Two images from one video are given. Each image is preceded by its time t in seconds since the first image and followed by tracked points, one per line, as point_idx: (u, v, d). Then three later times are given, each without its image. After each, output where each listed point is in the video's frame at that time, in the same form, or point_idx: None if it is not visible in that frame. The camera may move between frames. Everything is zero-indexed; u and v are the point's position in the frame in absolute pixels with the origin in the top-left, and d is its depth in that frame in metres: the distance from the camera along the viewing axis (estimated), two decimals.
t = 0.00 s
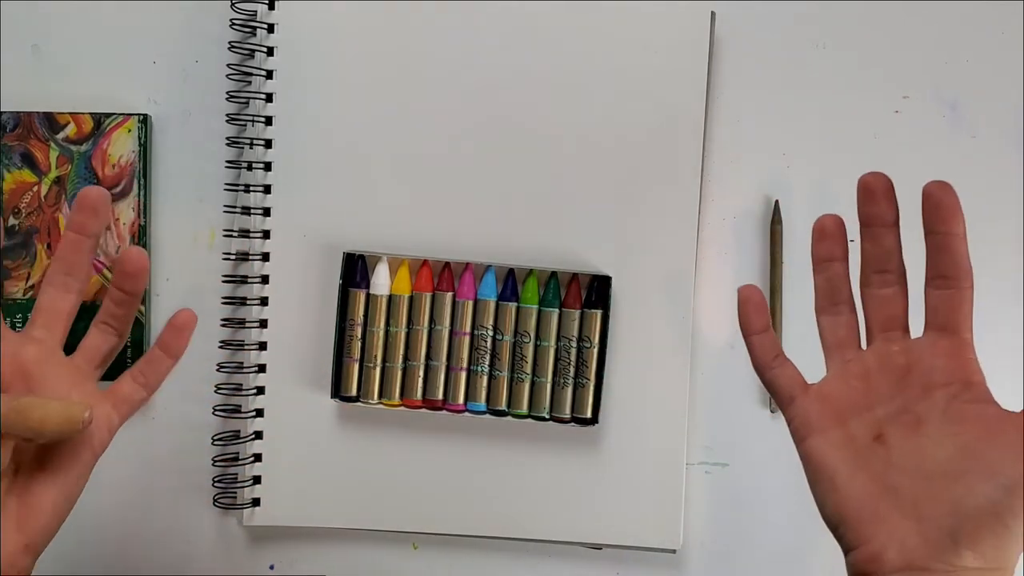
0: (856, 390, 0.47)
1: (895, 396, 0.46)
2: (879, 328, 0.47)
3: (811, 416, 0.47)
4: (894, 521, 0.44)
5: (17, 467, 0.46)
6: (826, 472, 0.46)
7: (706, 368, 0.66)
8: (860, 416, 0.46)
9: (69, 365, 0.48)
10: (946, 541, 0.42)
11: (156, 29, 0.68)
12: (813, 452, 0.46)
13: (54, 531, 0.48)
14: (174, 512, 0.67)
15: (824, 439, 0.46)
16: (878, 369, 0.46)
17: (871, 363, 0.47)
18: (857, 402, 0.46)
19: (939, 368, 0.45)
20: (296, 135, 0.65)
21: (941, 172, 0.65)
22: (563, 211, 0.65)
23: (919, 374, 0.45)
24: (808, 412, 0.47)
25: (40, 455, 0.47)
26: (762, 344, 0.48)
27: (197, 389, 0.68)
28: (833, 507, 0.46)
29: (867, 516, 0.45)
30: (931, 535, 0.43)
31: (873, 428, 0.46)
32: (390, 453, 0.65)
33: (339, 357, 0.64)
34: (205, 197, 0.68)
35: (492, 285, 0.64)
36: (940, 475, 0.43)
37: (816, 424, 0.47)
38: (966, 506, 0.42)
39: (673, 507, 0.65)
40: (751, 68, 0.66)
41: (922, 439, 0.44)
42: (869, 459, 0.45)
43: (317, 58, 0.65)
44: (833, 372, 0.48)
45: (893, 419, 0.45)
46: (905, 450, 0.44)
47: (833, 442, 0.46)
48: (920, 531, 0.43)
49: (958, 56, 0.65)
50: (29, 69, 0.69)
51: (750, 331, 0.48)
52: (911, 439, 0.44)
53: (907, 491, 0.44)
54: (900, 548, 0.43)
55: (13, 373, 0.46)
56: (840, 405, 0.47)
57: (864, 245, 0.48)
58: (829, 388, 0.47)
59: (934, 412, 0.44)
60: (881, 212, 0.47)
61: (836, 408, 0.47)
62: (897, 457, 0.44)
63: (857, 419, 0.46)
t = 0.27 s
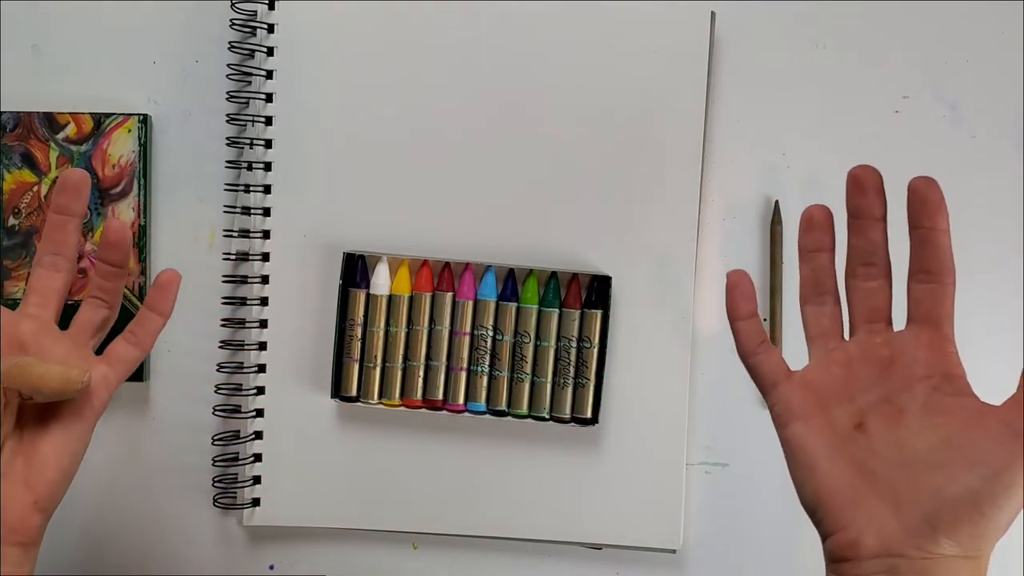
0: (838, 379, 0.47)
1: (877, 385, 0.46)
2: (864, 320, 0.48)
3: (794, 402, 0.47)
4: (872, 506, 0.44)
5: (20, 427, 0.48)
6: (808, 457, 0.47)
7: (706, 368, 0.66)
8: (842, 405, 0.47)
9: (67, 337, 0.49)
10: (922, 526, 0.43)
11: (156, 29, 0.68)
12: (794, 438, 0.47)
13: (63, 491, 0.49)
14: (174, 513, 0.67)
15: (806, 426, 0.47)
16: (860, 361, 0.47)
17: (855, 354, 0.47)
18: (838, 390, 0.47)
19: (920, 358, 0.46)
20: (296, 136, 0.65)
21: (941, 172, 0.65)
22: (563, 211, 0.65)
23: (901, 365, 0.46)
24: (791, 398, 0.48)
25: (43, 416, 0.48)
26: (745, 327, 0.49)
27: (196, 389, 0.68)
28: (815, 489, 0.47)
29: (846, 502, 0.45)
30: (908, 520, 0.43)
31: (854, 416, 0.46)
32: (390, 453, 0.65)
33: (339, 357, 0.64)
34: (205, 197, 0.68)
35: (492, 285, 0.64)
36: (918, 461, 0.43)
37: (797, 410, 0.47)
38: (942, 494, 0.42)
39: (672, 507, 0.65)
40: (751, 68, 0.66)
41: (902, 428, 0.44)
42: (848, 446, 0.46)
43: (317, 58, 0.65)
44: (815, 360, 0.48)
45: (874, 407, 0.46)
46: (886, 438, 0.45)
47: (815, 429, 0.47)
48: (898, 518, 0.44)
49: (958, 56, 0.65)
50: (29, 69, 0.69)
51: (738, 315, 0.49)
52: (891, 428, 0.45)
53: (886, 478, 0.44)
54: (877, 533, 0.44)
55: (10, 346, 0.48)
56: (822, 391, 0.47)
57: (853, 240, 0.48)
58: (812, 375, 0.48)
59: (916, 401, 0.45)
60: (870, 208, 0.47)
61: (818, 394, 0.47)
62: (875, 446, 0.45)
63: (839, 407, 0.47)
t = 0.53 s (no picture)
0: (856, 396, 0.47)
1: (893, 403, 0.46)
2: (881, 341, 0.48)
3: (809, 416, 0.47)
4: (884, 522, 0.44)
5: (29, 442, 0.48)
6: (821, 471, 0.46)
7: (706, 368, 0.66)
8: (858, 421, 0.46)
9: (78, 349, 0.49)
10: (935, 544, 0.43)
11: (156, 29, 0.68)
12: (809, 452, 0.47)
13: (70, 507, 0.49)
14: (174, 512, 0.67)
15: (821, 439, 0.47)
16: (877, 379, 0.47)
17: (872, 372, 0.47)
18: (854, 405, 0.47)
19: (937, 378, 0.46)
20: (296, 135, 0.65)
21: (941, 172, 0.66)
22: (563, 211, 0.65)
23: (919, 384, 0.46)
24: (806, 411, 0.47)
25: (52, 431, 0.48)
26: (763, 339, 0.49)
27: (196, 389, 0.68)
28: (827, 503, 0.46)
29: (860, 517, 0.45)
30: (920, 538, 0.43)
31: (869, 433, 0.46)
32: (390, 453, 0.65)
33: (339, 357, 0.64)
34: (205, 197, 0.68)
35: (492, 285, 0.64)
36: (933, 481, 0.44)
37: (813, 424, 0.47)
38: (957, 514, 0.43)
39: (672, 507, 0.65)
40: (751, 68, 0.66)
41: (920, 446, 0.45)
42: (862, 461, 0.46)
43: (317, 58, 0.65)
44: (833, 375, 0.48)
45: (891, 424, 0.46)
46: (901, 456, 0.45)
47: (829, 443, 0.46)
48: (911, 534, 0.44)
49: (958, 56, 0.65)
50: (28, 69, 0.69)
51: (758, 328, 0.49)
52: (908, 446, 0.45)
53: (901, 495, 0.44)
54: (889, 549, 0.44)
55: (22, 359, 0.48)
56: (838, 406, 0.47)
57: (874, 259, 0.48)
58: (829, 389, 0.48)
59: (931, 421, 0.45)
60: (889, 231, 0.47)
61: (834, 407, 0.47)
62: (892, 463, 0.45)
63: (853, 422, 0.47)
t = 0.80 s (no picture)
0: (813, 385, 0.47)
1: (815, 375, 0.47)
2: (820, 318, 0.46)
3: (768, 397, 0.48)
4: (824, 511, 0.45)
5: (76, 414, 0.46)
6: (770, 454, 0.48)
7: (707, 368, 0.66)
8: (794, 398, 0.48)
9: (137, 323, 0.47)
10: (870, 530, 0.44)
11: (155, 29, 0.68)
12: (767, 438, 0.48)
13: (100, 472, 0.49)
14: (173, 513, 0.68)
15: (768, 427, 0.48)
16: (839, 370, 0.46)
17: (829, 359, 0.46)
18: (807, 393, 0.47)
19: (860, 363, 0.44)
20: (296, 135, 0.65)
21: (941, 172, 0.66)
22: (563, 211, 0.65)
23: (848, 372, 0.44)
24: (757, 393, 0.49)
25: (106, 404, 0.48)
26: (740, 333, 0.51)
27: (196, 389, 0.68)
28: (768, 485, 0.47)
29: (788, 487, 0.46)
30: (857, 526, 0.44)
31: (816, 423, 0.46)
32: (390, 453, 0.65)
33: (339, 357, 0.64)
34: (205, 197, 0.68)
35: (492, 285, 0.64)
36: (876, 469, 0.44)
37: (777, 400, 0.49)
38: (885, 502, 0.44)
39: (673, 508, 0.65)
40: (751, 68, 0.66)
41: (855, 436, 0.44)
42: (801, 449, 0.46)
43: (317, 58, 0.65)
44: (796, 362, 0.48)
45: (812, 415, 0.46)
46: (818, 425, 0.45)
47: (782, 431, 0.48)
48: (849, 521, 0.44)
49: (958, 56, 0.65)
50: (28, 69, 0.69)
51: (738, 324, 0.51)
52: (839, 434, 0.44)
53: (840, 485, 0.44)
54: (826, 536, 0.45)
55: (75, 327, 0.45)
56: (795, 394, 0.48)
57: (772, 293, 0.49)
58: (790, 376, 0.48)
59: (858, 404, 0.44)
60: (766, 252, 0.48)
61: (790, 394, 0.48)
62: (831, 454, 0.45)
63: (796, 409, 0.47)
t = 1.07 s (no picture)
0: (791, 314, 0.49)
1: (793, 334, 0.48)
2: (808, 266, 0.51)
3: (741, 318, 0.49)
4: (786, 450, 0.48)
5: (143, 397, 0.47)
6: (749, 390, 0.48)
7: (707, 368, 0.66)
8: (779, 338, 0.48)
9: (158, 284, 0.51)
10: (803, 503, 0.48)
11: (155, 29, 0.68)
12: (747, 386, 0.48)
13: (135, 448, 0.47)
14: (172, 514, 0.67)
15: (752, 356, 0.48)
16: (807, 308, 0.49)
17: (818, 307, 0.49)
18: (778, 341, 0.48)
19: (831, 345, 0.49)
20: (296, 135, 0.65)
21: (941, 172, 0.66)
22: (563, 211, 0.65)
23: (820, 344, 0.48)
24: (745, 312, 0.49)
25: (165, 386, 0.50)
26: (729, 259, 0.52)
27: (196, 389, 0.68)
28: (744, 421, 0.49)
29: (766, 416, 0.48)
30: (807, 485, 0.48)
31: (818, 368, 0.48)
32: (391, 453, 0.65)
33: (339, 357, 0.64)
34: (204, 197, 0.68)
35: (492, 285, 0.64)
36: (815, 437, 0.48)
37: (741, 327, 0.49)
38: (830, 482, 0.48)
39: (673, 508, 0.65)
40: (751, 68, 0.66)
41: (822, 383, 0.48)
42: (784, 385, 0.48)
43: (317, 58, 0.65)
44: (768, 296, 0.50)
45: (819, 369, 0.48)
46: (806, 353, 0.48)
47: (772, 374, 0.48)
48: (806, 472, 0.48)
49: (958, 56, 0.65)
50: (28, 69, 0.69)
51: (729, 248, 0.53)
52: (771, 370, 0.48)
53: (795, 447, 0.48)
54: (777, 482, 0.48)
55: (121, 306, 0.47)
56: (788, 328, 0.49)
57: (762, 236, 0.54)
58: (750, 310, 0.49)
59: (829, 382, 0.48)
60: (774, 211, 0.54)
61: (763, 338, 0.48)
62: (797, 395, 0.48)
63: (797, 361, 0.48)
